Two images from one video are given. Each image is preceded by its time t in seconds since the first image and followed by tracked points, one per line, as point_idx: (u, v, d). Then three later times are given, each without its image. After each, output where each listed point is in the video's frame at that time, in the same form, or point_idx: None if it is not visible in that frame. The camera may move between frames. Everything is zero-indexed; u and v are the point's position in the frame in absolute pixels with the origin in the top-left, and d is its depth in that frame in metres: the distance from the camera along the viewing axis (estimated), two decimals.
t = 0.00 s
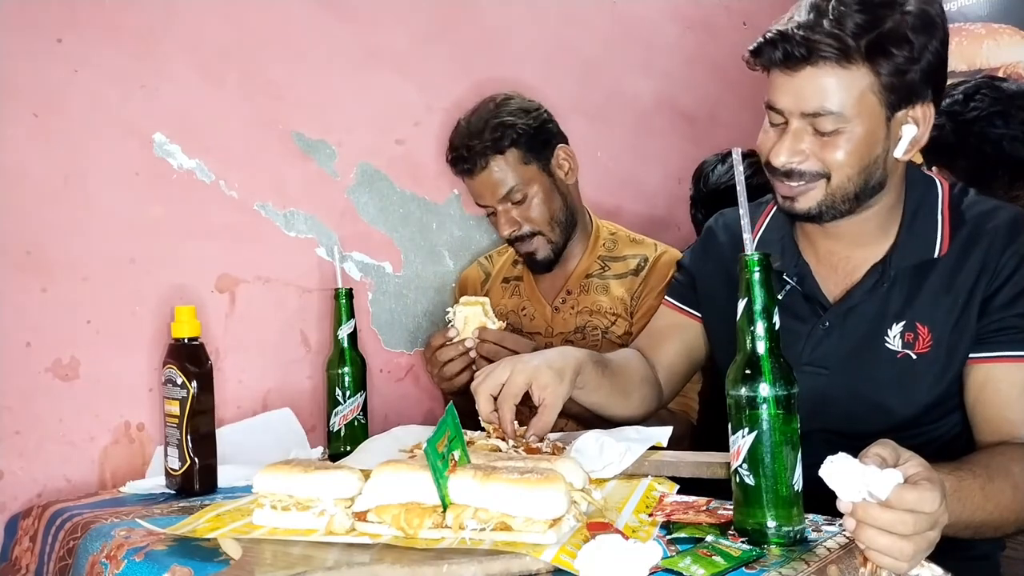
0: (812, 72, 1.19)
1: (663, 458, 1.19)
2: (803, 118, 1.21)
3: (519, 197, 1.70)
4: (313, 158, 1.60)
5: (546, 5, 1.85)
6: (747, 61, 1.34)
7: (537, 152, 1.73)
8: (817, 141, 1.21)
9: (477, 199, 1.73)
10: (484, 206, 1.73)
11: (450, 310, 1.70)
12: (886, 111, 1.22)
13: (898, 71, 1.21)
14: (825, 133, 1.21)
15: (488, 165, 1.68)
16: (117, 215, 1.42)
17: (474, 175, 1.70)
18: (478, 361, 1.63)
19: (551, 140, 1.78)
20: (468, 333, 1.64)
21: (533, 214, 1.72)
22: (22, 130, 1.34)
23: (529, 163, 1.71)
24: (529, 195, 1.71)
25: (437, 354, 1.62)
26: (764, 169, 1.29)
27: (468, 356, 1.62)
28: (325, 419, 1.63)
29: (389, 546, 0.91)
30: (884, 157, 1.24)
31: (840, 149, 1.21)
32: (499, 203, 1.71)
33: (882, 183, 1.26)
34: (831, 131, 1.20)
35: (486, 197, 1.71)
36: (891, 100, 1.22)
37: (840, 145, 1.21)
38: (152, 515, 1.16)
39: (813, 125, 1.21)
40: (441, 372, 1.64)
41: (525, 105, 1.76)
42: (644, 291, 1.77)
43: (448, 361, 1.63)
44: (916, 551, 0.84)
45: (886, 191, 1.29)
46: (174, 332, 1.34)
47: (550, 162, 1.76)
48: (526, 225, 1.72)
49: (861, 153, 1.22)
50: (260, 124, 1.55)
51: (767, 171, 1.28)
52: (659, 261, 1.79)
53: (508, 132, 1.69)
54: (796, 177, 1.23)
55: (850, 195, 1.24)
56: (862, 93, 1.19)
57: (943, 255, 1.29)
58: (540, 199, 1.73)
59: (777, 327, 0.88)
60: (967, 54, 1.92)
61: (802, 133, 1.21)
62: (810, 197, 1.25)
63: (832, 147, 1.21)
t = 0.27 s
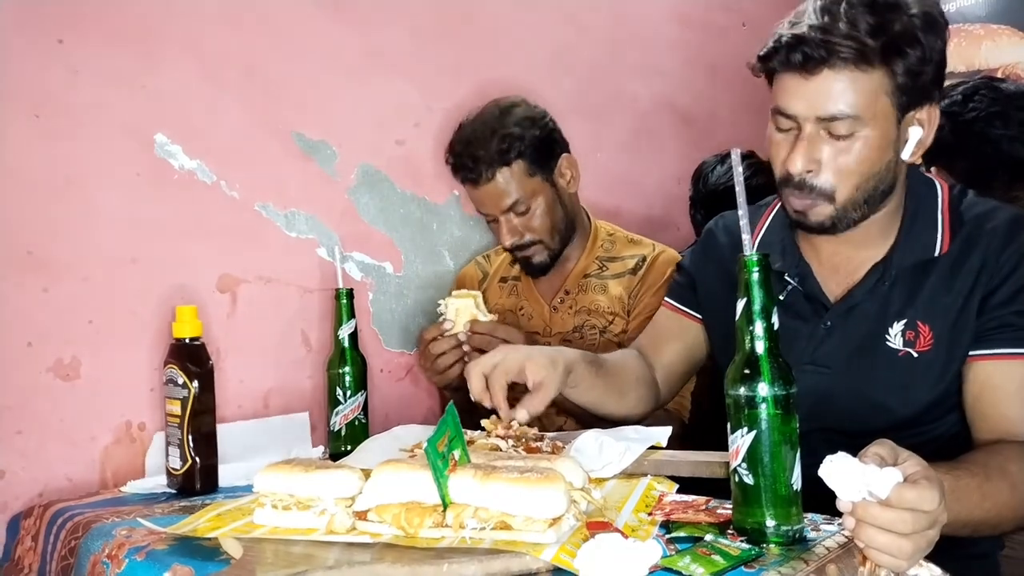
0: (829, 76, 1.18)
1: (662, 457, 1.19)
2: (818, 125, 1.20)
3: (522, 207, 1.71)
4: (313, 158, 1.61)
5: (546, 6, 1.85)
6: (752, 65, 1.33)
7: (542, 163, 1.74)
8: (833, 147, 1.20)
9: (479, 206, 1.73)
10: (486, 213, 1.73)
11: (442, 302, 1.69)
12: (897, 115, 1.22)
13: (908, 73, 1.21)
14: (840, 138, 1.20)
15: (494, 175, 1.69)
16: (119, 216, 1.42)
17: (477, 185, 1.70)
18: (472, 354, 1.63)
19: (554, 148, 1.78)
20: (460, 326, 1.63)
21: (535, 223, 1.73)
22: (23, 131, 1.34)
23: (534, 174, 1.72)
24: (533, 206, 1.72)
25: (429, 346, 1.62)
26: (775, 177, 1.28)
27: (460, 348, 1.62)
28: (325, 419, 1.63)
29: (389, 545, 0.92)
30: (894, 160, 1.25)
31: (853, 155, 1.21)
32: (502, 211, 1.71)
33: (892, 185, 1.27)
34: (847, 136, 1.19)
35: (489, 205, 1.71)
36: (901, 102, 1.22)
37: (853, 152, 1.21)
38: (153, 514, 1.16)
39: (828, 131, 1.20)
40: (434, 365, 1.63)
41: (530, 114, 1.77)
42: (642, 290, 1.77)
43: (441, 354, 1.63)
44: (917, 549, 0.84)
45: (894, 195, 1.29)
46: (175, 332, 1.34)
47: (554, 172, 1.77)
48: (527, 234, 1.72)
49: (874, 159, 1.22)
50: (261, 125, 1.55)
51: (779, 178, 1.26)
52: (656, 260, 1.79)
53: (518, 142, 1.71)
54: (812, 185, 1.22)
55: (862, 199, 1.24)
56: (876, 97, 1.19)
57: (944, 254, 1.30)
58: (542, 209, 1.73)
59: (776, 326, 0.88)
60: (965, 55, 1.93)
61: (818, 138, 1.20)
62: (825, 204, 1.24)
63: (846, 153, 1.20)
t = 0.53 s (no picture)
0: (820, 74, 1.15)
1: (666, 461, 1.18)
2: (811, 122, 1.17)
3: (521, 219, 1.63)
4: (310, 156, 1.59)
5: (546, 3, 1.83)
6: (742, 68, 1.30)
7: (541, 171, 1.66)
8: (828, 144, 1.18)
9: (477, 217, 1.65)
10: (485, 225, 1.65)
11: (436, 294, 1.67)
12: (891, 107, 1.19)
13: (900, 66, 1.18)
14: (835, 133, 1.17)
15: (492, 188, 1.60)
16: (114, 214, 1.40)
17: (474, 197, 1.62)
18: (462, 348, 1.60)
19: (552, 155, 1.71)
20: (453, 318, 1.61)
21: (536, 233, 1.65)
22: (17, 128, 1.32)
23: (533, 185, 1.64)
24: (532, 217, 1.64)
25: (420, 337, 1.58)
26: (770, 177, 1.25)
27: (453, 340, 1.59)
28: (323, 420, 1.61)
29: (387, 549, 0.90)
30: (891, 152, 1.22)
31: (850, 148, 1.18)
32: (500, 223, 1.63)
33: (890, 177, 1.24)
34: (841, 131, 1.17)
35: (489, 217, 1.63)
36: (896, 94, 1.19)
37: (850, 147, 1.18)
38: (148, 517, 1.14)
39: (822, 127, 1.17)
40: (425, 359, 1.59)
41: (527, 121, 1.69)
42: (643, 290, 1.73)
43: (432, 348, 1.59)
44: (922, 552, 0.82)
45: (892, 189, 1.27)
46: (170, 331, 1.32)
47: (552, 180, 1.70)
48: (527, 245, 1.65)
49: (872, 152, 1.19)
50: (258, 123, 1.53)
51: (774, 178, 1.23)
52: (657, 259, 1.76)
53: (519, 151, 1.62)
54: (809, 183, 1.19)
55: (862, 192, 1.22)
56: (868, 91, 1.16)
57: (942, 249, 1.28)
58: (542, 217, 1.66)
59: (781, 327, 0.87)
60: (970, 52, 1.91)
61: (812, 134, 1.18)
62: (823, 202, 1.21)
63: (842, 147, 1.18)
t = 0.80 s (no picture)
0: (778, 71, 1.20)
1: (664, 460, 1.19)
2: (777, 118, 1.21)
3: (518, 220, 1.64)
4: (311, 157, 1.59)
5: (546, 4, 1.84)
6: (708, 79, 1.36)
7: (538, 172, 1.67)
8: (795, 138, 1.21)
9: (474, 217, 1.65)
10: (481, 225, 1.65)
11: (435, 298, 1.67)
12: (852, 100, 1.23)
13: (857, 61, 1.23)
14: (801, 127, 1.21)
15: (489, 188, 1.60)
16: (116, 215, 1.41)
17: (472, 197, 1.62)
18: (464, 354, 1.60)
19: (549, 157, 1.73)
20: (455, 320, 1.61)
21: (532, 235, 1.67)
22: (19, 128, 1.33)
23: (529, 185, 1.66)
24: (528, 219, 1.65)
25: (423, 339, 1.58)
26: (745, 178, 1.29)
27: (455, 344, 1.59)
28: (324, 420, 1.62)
29: (388, 547, 0.90)
30: (859, 144, 1.26)
31: (818, 141, 1.21)
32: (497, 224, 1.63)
33: (862, 170, 1.27)
34: (807, 125, 1.21)
35: (486, 218, 1.63)
36: (855, 89, 1.23)
37: (816, 140, 1.21)
38: (150, 516, 1.15)
39: (789, 122, 1.21)
40: (428, 360, 1.59)
41: (524, 122, 1.70)
42: (639, 287, 1.74)
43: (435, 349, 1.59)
44: (920, 548, 0.83)
45: (866, 184, 1.30)
46: (172, 332, 1.33)
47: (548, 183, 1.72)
48: (523, 246, 1.66)
49: (838, 145, 1.22)
50: (259, 123, 1.54)
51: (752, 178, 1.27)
52: (653, 257, 1.77)
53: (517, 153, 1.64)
54: (783, 177, 1.23)
55: (836, 185, 1.24)
56: (827, 85, 1.21)
57: (925, 244, 1.30)
58: (538, 218, 1.67)
59: (779, 326, 0.87)
60: (968, 54, 1.92)
61: (780, 130, 1.22)
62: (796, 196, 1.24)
63: (811, 141, 1.21)
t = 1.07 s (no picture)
0: (740, 76, 1.28)
1: (664, 460, 1.18)
2: (743, 119, 1.28)
3: (513, 215, 1.63)
4: (311, 157, 1.59)
5: (546, 4, 1.84)
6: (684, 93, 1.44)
7: (531, 168, 1.67)
8: (762, 136, 1.27)
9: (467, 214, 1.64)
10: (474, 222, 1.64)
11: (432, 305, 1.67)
12: (817, 98, 1.28)
13: (819, 61, 1.28)
14: (766, 126, 1.27)
15: (482, 183, 1.59)
16: (116, 215, 1.41)
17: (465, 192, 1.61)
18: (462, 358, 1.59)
19: (543, 156, 1.73)
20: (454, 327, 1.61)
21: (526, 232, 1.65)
22: (19, 128, 1.33)
23: (523, 181, 1.65)
24: (522, 214, 1.64)
25: (423, 342, 1.57)
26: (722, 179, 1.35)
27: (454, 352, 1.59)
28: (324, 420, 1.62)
29: (388, 547, 0.90)
30: (827, 139, 1.29)
31: (782, 137, 1.26)
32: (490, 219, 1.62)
33: (834, 165, 1.30)
34: (771, 123, 1.27)
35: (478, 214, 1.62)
36: (819, 87, 1.29)
37: (782, 136, 1.26)
38: (150, 516, 1.15)
39: (753, 121, 1.27)
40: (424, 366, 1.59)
41: (518, 118, 1.70)
42: (637, 283, 1.74)
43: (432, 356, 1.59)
44: (920, 547, 0.83)
45: (842, 180, 1.33)
46: (171, 332, 1.33)
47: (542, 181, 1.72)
48: (517, 243, 1.64)
49: (804, 139, 1.27)
50: (259, 123, 1.54)
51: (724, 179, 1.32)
52: (649, 253, 1.77)
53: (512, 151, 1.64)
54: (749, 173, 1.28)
55: (804, 178, 1.28)
56: (790, 85, 1.27)
57: (909, 240, 1.32)
58: (532, 215, 1.66)
59: (779, 326, 0.87)
60: (969, 53, 1.92)
61: (746, 130, 1.28)
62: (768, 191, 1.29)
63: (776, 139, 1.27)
